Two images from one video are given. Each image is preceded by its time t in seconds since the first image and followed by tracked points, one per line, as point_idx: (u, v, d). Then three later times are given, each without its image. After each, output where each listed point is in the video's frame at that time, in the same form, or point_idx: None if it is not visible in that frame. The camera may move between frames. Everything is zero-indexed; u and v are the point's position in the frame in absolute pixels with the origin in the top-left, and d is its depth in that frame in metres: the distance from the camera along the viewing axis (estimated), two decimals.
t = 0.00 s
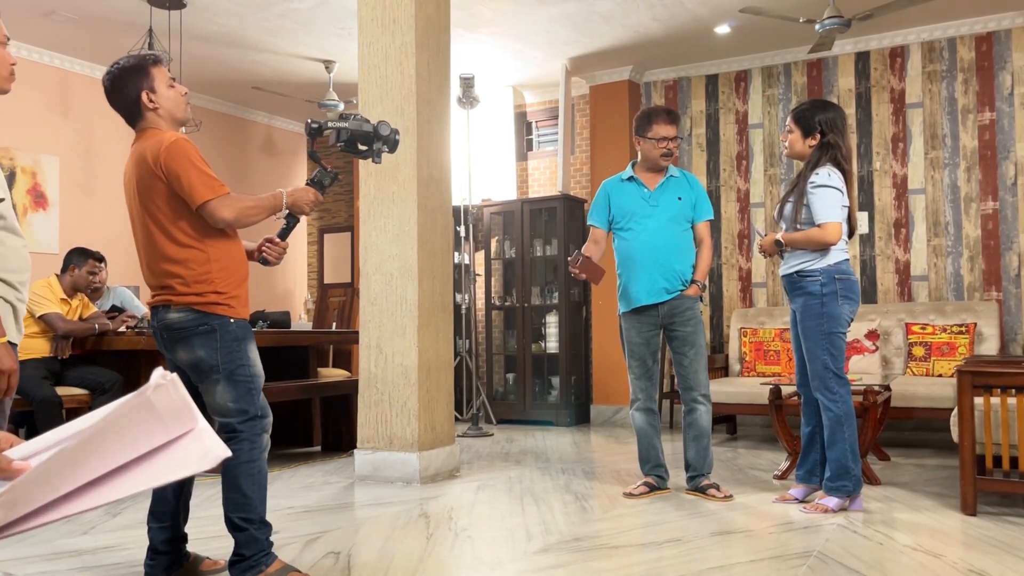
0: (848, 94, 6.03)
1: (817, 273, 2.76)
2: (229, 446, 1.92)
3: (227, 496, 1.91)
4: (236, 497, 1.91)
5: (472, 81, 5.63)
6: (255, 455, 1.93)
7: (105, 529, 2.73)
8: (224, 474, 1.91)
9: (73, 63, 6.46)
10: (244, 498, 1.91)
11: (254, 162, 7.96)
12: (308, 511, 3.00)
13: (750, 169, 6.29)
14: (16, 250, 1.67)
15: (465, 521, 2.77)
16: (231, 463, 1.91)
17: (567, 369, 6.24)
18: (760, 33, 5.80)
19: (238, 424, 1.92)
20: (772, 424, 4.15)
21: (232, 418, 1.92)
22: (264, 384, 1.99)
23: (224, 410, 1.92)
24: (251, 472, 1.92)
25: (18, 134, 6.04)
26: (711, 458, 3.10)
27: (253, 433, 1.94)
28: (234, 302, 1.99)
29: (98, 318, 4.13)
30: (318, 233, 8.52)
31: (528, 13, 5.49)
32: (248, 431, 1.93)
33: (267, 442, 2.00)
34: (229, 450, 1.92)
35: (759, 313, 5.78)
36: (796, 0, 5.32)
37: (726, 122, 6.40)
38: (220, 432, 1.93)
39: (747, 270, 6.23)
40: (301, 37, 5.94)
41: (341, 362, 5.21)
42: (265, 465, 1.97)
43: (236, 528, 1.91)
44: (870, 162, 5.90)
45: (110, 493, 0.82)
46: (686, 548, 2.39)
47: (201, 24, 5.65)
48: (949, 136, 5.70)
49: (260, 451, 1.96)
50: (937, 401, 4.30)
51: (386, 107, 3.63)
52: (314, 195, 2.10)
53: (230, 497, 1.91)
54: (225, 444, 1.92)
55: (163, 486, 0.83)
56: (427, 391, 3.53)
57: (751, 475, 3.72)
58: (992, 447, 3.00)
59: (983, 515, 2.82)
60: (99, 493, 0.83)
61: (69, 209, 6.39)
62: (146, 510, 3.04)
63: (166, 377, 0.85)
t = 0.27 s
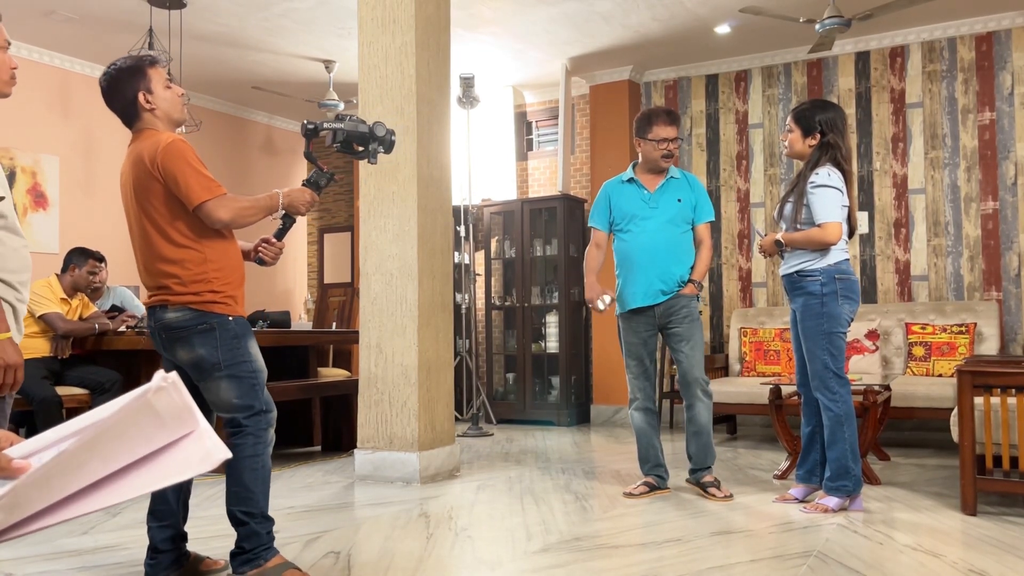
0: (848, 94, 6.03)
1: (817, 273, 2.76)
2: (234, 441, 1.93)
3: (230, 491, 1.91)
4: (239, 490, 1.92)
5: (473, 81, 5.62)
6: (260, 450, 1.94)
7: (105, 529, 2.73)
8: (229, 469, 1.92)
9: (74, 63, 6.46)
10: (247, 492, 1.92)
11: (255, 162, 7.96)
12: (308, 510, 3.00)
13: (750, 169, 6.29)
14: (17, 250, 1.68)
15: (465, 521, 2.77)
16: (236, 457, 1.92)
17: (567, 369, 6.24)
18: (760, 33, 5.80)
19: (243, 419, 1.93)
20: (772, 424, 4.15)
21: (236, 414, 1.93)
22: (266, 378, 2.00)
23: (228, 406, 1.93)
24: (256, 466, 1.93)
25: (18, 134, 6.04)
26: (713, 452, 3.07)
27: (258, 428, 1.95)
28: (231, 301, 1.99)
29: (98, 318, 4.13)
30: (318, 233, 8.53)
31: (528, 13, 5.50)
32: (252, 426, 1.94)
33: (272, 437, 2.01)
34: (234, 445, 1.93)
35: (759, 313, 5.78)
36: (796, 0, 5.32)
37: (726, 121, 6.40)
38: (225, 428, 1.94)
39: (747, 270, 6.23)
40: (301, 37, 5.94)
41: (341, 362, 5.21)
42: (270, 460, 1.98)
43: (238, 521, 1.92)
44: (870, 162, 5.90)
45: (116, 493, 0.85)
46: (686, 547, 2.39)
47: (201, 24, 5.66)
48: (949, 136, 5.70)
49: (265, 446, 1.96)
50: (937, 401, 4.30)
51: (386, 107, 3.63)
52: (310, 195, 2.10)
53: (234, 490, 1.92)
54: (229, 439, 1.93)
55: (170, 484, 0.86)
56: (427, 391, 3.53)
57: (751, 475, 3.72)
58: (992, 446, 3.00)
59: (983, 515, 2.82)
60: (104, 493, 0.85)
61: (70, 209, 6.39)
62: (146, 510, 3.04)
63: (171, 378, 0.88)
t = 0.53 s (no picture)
0: (848, 94, 6.03)
1: (818, 273, 2.76)
2: (245, 430, 2.00)
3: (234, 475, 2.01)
4: (242, 479, 2.00)
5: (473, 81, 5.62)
6: (267, 441, 2.00)
7: (104, 529, 2.73)
8: (239, 458, 1.99)
9: (73, 63, 6.46)
10: (249, 482, 2.00)
11: (255, 162, 7.96)
12: (308, 510, 3.00)
13: (750, 168, 6.29)
14: (17, 250, 1.68)
15: (465, 521, 2.77)
16: (244, 446, 1.99)
17: (567, 369, 6.24)
18: (760, 33, 5.80)
19: (255, 411, 1.99)
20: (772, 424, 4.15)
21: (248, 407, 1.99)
22: (273, 368, 2.03)
23: (238, 400, 1.98)
24: (263, 457, 2.00)
25: (18, 133, 6.04)
26: (707, 460, 3.03)
27: (270, 419, 2.00)
28: (226, 303, 2.00)
29: (98, 318, 4.13)
30: (318, 233, 8.53)
31: (528, 13, 5.50)
32: (263, 417, 2.00)
33: (286, 425, 2.06)
34: (246, 434, 2.00)
35: (759, 312, 5.78)
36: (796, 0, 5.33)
37: (726, 121, 6.40)
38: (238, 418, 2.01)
39: (747, 270, 6.23)
40: (301, 37, 5.94)
41: (342, 362, 5.21)
42: (277, 448, 2.04)
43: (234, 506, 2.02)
44: (870, 162, 5.90)
45: (119, 497, 0.86)
46: (686, 547, 2.39)
47: (201, 24, 5.66)
48: (949, 136, 5.70)
49: (275, 436, 2.02)
50: (937, 401, 4.30)
51: (386, 107, 3.63)
52: (308, 196, 2.10)
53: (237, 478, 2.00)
54: (242, 429, 2.00)
55: (175, 487, 0.88)
56: (427, 390, 3.53)
57: (751, 475, 3.72)
58: (992, 446, 3.00)
59: (983, 515, 2.82)
60: (107, 498, 0.86)
61: (69, 209, 6.39)
62: (145, 510, 3.04)
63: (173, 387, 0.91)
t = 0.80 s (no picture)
0: (848, 94, 6.03)
1: (818, 273, 2.76)
2: (223, 438, 2.05)
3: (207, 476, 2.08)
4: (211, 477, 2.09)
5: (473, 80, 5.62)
6: (243, 452, 2.05)
7: (104, 529, 2.72)
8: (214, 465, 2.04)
9: (73, 63, 6.46)
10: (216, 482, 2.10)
11: (255, 162, 7.96)
12: (308, 510, 3.00)
13: (750, 168, 6.29)
14: (16, 250, 1.67)
15: (465, 521, 2.77)
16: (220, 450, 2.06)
17: (567, 369, 6.24)
18: (760, 33, 5.80)
19: (236, 421, 2.03)
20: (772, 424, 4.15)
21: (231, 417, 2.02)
22: (263, 383, 2.06)
23: (223, 408, 2.02)
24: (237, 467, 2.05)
25: (18, 133, 6.03)
26: (708, 461, 3.03)
27: (249, 431, 2.04)
28: (227, 309, 2.02)
29: (98, 317, 4.13)
30: (318, 233, 8.53)
31: (528, 13, 5.50)
32: (242, 429, 2.04)
33: (264, 435, 2.10)
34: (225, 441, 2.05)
35: (759, 313, 5.78)
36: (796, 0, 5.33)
37: (726, 121, 6.40)
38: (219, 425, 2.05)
39: (747, 270, 6.23)
40: (300, 37, 5.94)
41: (341, 361, 5.21)
42: (251, 460, 2.08)
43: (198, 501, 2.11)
44: (871, 162, 5.90)
45: (118, 497, 0.87)
46: (685, 547, 2.39)
47: (201, 23, 5.66)
48: (949, 136, 5.70)
49: (251, 447, 2.06)
50: (937, 401, 4.31)
51: (386, 107, 3.63)
52: (308, 197, 2.08)
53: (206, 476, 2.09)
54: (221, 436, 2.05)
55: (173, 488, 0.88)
56: (427, 390, 3.53)
57: (751, 475, 3.72)
58: (992, 446, 2.99)
59: (983, 515, 2.82)
60: (107, 497, 0.87)
61: (70, 209, 6.39)
62: (145, 510, 3.04)
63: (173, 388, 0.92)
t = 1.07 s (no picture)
0: (848, 94, 6.03)
1: (817, 273, 2.76)
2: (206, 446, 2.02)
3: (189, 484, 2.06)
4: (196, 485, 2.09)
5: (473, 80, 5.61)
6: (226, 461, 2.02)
7: (104, 528, 2.72)
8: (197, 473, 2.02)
9: (73, 63, 6.46)
10: (203, 489, 2.10)
11: (254, 161, 7.96)
12: (308, 510, 3.00)
13: (750, 168, 6.29)
14: (14, 250, 1.67)
15: (464, 521, 2.77)
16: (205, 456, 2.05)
17: (567, 369, 6.24)
18: (760, 33, 5.80)
19: (220, 428, 2.01)
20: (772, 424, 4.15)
21: (216, 421, 2.01)
22: (253, 391, 2.06)
23: (210, 412, 2.00)
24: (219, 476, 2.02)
25: (18, 133, 6.03)
26: (706, 462, 3.02)
27: (234, 439, 2.02)
28: (228, 311, 2.03)
29: (98, 317, 4.12)
30: (318, 233, 8.53)
31: (528, 13, 5.50)
32: (227, 437, 2.02)
33: (246, 446, 2.08)
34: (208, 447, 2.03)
35: (759, 312, 5.78)
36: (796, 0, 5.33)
37: (726, 121, 6.40)
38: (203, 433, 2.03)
39: (747, 270, 6.23)
40: (300, 36, 5.94)
41: (341, 361, 5.21)
42: (234, 469, 2.06)
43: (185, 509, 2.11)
44: (870, 162, 5.90)
45: (119, 495, 0.88)
46: (686, 547, 2.39)
47: (201, 23, 5.66)
48: (949, 136, 5.70)
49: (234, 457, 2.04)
50: (937, 401, 4.31)
51: (386, 107, 3.63)
52: (306, 199, 2.10)
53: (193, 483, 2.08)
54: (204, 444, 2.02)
55: (175, 486, 0.90)
56: (427, 390, 3.53)
57: (751, 475, 3.72)
58: (992, 446, 2.99)
59: (983, 515, 2.82)
60: (107, 497, 0.88)
61: (70, 208, 6.39)
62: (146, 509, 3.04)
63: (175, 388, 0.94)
